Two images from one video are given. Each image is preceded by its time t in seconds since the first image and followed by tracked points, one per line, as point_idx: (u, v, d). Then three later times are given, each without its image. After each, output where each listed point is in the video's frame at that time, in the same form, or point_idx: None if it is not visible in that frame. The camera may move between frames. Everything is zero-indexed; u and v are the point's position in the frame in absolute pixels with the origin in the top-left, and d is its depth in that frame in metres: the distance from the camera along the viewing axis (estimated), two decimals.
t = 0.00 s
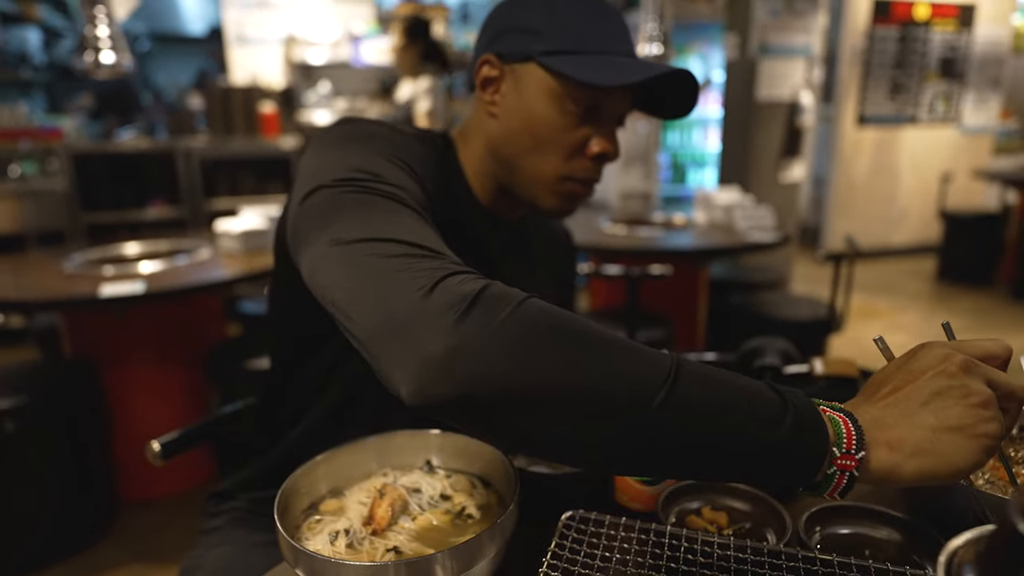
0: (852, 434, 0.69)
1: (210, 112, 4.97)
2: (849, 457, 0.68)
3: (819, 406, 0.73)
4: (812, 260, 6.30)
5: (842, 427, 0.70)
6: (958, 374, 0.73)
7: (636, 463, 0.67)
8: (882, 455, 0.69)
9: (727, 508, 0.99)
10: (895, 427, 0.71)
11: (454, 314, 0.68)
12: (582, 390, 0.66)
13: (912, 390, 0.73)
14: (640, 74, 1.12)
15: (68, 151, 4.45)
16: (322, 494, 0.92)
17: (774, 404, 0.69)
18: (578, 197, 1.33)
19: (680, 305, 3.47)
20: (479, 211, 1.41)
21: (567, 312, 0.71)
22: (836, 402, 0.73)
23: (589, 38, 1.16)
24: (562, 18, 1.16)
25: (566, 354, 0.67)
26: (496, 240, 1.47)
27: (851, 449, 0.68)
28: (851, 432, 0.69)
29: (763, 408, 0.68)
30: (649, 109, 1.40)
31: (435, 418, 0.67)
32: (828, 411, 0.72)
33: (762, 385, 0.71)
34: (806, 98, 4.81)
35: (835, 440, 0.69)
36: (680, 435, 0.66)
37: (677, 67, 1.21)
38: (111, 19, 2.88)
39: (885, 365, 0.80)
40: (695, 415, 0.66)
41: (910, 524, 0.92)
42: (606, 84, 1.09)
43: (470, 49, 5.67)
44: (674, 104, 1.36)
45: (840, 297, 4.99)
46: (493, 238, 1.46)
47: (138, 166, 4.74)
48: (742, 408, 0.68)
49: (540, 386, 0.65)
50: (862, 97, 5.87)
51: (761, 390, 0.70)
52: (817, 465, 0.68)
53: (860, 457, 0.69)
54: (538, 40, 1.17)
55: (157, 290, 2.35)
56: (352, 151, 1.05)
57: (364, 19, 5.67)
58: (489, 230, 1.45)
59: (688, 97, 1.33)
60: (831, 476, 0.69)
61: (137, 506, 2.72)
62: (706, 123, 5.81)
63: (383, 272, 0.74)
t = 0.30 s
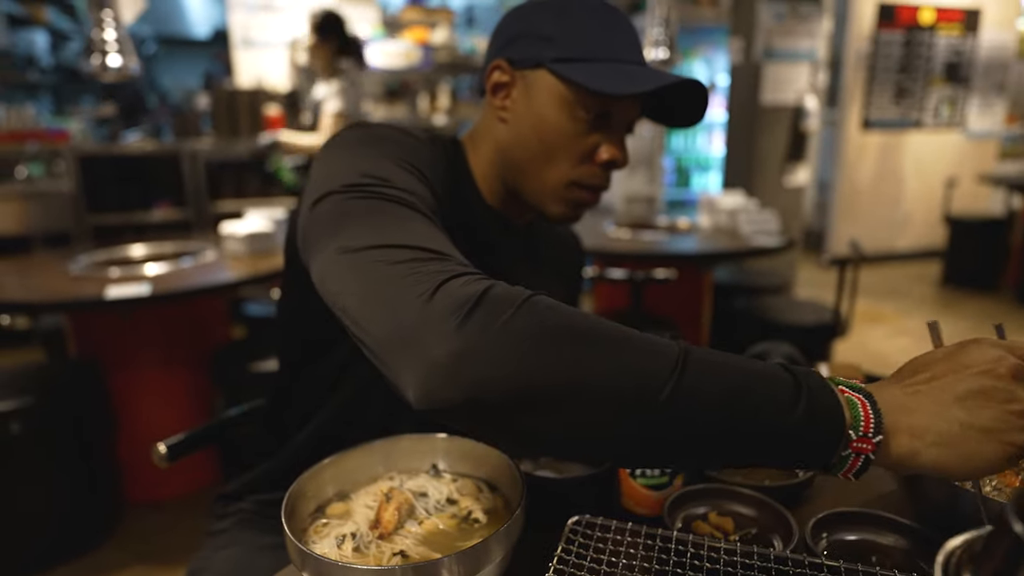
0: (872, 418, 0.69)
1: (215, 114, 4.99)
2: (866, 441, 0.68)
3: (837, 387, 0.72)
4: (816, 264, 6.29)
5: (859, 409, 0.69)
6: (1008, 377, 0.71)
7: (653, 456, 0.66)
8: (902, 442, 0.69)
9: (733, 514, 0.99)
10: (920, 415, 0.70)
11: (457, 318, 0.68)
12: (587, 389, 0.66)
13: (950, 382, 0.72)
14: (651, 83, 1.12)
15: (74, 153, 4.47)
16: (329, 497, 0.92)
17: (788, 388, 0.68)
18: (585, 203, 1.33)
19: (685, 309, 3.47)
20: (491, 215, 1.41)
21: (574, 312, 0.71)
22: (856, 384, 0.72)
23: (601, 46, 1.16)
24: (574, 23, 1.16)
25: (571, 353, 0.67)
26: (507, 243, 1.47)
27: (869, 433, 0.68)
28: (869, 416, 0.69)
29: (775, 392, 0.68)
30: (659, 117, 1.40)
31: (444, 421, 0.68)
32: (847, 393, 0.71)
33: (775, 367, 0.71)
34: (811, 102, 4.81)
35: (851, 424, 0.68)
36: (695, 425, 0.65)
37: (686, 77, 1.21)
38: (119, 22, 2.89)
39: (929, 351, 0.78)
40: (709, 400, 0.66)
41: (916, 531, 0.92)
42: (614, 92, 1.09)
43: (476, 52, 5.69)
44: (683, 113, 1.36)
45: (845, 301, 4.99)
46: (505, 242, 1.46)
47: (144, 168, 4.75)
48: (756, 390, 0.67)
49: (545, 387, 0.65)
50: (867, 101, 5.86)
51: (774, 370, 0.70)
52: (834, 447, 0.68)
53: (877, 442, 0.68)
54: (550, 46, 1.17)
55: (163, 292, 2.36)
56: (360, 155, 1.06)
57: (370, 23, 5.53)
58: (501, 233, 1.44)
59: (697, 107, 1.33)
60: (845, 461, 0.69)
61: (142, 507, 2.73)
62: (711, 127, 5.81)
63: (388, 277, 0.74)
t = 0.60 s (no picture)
0: (901, 401, 0.67)
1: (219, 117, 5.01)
2: (896, 425, 0.67)
3: (871, 364, 0.70)
4: (818, 268, 6.29)
5: (890, 392, 0.67)
6: None
7: (678, 440, 0.67)
8: (928, 426, 0.68)
9: (733, 517, 0.99)
10: (953, 400, 0.68)
11: (489, 312, 0.69)
12: (624, 373, 0.66)
13: (994, 371, 0.69)
14: (653, 90, 1.13)
15: (78, 155, 4.49)
16: (332, 498, 0.92)
17: (817, 371, 0.67)
18: (586, 208, 1.34)
19: (687, 312, 3.47)
20: (494, 222, 1.42)
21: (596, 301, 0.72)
22: (891, 363, 0.70)
23: (603, 52, 1.17)
24: (574, 29, 1.17)
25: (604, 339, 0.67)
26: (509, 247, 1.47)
27: (898, 417, 0.67)
28: (899, 401, 0.67)
29: (802, 375, 0.67)
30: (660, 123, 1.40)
31: (476, 414, 0.69)
32: (880, 374, 0.69)
33: (804, 345, 0.70)
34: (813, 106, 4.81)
35: (881, 407, 0.67)
36: (719, 409, 0.65)
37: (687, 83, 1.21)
38: (123, 26, 2.91)
39: (991, 340, 0.74)
40: (736, 381, 0.66)
41: (912, 536, 0.93)
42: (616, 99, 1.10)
43: (479, 55, 5.70)
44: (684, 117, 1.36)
45: (847, 305, 4.98)
46: (508, 246, 1.47)
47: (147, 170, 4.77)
48: (782, 372, 0.66)
49: (581, 374, 0.66)
50: (869, 106, 5.86)
51: (803, 349, 0.69)
52: (865, 428, 0.67)
53: (906, 425, 0.67)
54: (550, 52, 1.18)
55: (166, 294, 2.36)
56: (370, 158, 1.07)
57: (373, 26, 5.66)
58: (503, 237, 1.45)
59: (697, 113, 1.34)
60: (874, 443, 0.68)
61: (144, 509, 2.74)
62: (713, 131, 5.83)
63: (413, 276, 0.75)
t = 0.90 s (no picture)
0: (907, 391, 0.67)
1: (221, 120, 5.03)
2: (901, 415, 0.67)
3: (877, 356, 0.71)
4: (818, 271, 6.29)
5: (896, 382, 0.67)
6: None
7: (683, 439, 0.67)
8: (933, 417, 0.68)
9: (733, 520, 1.00)
10: (958, 392, 0.69)
11: (496, 311, 0.69)
12: (631, 369, 0.66)
13: (998, 364, 0.69)
14: (653, 95, 1.13)
15: (81, 158, 4.51)
16: (333, 502, 0.93)
17: (824, 366, 0.67)
18: (588, 209, 1.34)
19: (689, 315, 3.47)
20: (497, 226, 1.42)
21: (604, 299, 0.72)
22: (896, 354, 0.70)
23: (603, 58, 1.17)
24: (575, 34, 1.18)
25: (611, 334, 0.67)
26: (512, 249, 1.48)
27: (904, 407, 0.67)
28: (904, 391, 0.67)
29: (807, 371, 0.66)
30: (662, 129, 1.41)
31: (486, 413, 0.69)
32: (886, 364, 0.69)
33: (811, 342, 0.69)
34: (813, 110, 4.82)
35: (887, 397, 0.67)
36: (724, 404, 0.65)
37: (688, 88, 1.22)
38: (127, 30, 2.93)
39: (994, 340, 0.75)
40: (742, 377, 0.66)
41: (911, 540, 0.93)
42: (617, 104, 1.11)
43: (481, 59, 5.72)
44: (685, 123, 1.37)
45: (848, 309, 4.98)
46: (510, 248, 1.47)
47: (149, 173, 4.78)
48: (790, 367, 0.66)
49: (588, 370, 0.66)
50: (869, 110, 5.87)
51: (810, 344, 0.69)
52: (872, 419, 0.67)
53: (912, 415, 0.67)
54: (551, 57, 1.19)
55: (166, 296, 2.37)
56: (375, 161, 1.07)
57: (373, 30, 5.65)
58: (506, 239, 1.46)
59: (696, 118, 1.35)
60: (879, 433, 0.68)
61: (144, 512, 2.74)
62: (714, 134, 5.84)
63: (419, 276, 0.75)
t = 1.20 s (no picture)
0: (909, 372, 0.67)
1: (224, 124, 5.04)
2: (906, 397, 0.67)
3: (877, 342, 0.71)
4: (819, 275, 6.29)
5: (898, 365, 0.68)
6: None
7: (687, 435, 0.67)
8: (937, 396, 0.68)
9: (731, 524, 1.00)
10: (958, 368, 0.68)
11: (500, 317, 0.70)
12: (634, 369, 0.66)
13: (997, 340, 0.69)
14: (651, 103, 1.14)
15: (83, 161, 4.53)
16: (333, 506, 0.94)
17: (825, 353, 0.68)
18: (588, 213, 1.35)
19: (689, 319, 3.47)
20: (498, 231, 1.43)
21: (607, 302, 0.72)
22: (895, 337, 0.71)
23: (602, 66, 1.18)
24: (575, 42, 1.19)
25: (615, 334, 0.67)
26: (512, 254, 1.48)
27: (907, 388, 0.67)
28: (907, 372, 0.67)
29: (809, 363, 0.67)
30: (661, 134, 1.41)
31: (494, 415, 0.69)
32: (886, 349, 0.69)
33: (811, 333, 0.69)
34: (814, 114, 4.84)
35: (890, 380, 0.67)
36: (726, 400, 0.65)
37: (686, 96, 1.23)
38: (130, 34, 2.94)
39: (988, 320, 0.75)
40: (746, 372, 0.66)
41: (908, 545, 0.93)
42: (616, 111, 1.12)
43: (482, 63, 5.73)
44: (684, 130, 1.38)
45: (848, 313, 4.98)
46: (510, 253, 1.47)
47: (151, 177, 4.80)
48: (792, 358, 0.67)
49: (592, 372, 0.66)
50: (870, 115, 5.87)
51: (810, 334, 0.69)
52: (874, 405, 0.67)
53: (917, 396, 0.67)
54: (552, 64, 1.19)
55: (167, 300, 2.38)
56: (376, 168, 1.08)
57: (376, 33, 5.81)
58: (506, 244, 1.46)
59: (693, 127, 1.36)
60: (885, 419, 0.68)
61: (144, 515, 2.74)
62: (715, 138, 5.87)
63: (423, 284, 0.76)
